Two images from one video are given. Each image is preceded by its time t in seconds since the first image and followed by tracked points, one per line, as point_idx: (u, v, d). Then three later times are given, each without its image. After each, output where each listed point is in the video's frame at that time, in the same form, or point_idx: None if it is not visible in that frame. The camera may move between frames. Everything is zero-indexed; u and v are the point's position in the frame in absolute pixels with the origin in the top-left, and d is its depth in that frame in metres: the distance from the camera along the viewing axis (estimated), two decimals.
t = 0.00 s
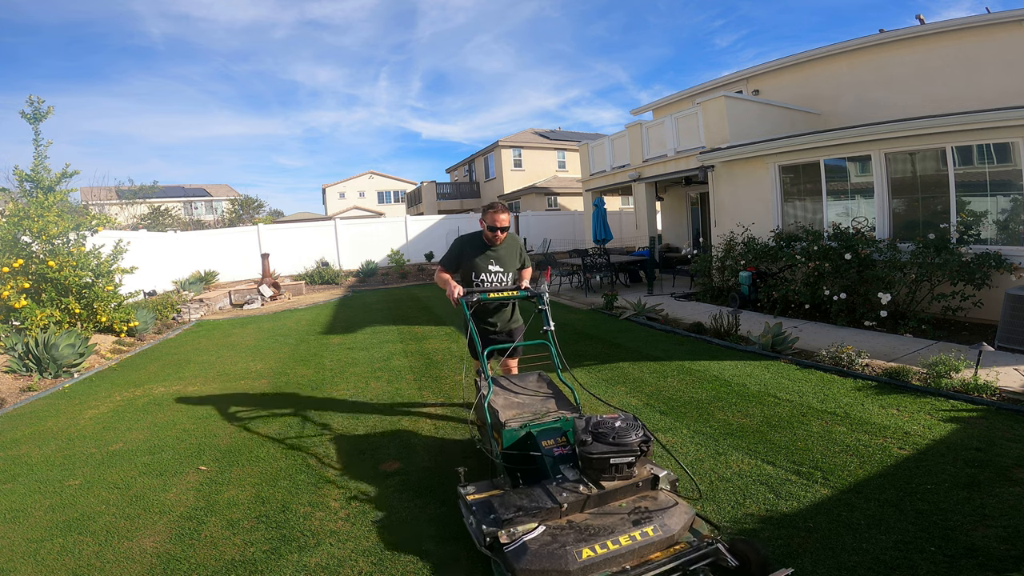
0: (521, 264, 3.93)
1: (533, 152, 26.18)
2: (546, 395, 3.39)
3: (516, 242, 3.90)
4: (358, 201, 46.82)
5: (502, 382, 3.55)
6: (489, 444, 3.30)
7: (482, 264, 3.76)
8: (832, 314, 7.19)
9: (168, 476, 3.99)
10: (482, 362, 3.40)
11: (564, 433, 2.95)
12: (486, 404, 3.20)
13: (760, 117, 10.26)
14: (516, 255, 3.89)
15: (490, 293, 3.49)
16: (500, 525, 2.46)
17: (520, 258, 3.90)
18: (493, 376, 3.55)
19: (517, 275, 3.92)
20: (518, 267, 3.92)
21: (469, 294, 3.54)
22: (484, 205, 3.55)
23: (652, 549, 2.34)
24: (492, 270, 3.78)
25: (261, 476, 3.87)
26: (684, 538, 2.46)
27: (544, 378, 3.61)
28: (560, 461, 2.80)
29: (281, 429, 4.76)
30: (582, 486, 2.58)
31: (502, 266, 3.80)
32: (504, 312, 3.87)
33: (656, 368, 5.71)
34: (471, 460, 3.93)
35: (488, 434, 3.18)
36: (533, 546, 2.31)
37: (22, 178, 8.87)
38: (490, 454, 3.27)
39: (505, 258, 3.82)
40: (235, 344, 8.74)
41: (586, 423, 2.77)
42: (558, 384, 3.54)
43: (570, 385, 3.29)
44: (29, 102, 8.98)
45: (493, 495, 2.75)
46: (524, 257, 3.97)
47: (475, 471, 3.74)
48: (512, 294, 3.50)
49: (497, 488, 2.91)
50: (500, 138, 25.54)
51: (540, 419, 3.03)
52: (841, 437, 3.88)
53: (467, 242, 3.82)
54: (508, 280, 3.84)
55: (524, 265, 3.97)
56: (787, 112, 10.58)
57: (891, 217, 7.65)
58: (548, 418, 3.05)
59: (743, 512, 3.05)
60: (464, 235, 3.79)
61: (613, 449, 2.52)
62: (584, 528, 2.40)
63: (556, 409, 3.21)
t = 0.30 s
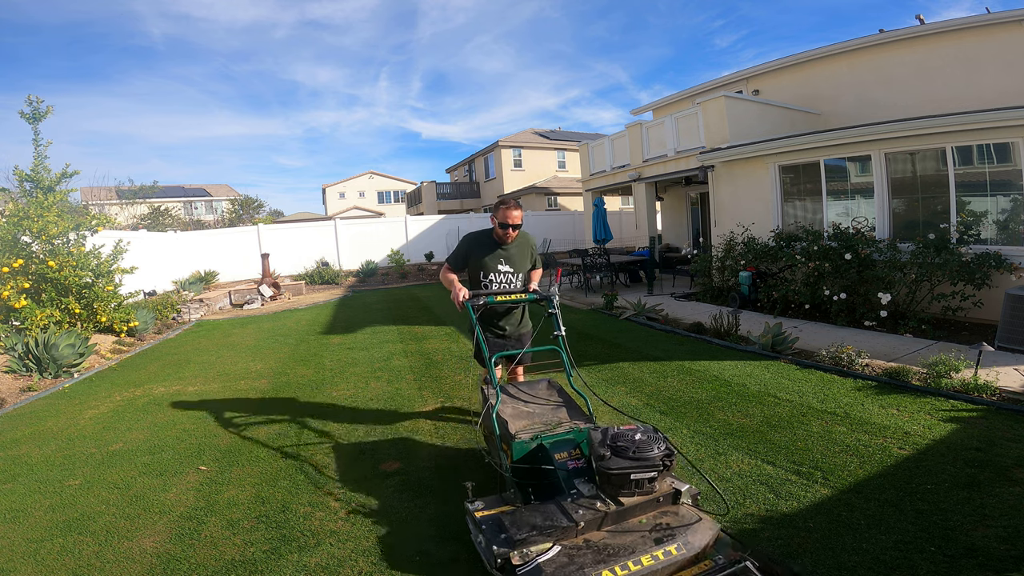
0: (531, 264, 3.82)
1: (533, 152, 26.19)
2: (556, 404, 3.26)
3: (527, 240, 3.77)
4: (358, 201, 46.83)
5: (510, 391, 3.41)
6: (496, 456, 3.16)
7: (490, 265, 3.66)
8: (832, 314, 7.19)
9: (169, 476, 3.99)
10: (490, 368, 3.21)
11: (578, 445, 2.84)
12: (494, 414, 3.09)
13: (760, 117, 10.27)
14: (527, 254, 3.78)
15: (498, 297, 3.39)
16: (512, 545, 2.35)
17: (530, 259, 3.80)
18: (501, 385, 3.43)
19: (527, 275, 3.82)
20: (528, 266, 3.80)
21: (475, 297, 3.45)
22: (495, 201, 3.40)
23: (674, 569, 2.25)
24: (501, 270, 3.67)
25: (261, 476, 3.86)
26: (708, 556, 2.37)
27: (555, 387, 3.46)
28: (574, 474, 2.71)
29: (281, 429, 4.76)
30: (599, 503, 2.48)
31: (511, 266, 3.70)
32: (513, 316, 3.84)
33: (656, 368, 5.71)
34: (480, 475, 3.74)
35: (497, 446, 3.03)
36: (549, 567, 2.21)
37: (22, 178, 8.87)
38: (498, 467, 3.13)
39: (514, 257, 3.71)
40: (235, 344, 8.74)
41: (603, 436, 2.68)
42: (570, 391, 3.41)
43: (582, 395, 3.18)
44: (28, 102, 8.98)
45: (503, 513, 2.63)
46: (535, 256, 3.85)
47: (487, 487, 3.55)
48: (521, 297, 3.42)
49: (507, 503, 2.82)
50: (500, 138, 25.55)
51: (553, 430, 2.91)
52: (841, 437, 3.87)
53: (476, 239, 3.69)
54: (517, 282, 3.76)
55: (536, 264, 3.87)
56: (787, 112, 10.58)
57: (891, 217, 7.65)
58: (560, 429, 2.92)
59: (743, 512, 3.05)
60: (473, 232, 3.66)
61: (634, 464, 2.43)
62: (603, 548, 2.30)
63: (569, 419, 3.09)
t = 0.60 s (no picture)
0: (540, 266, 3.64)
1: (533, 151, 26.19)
2: (570, 414, 3.13)
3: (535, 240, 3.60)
4: (358, 201, 46.84)
5: (520, 400, 3.25)
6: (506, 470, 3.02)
7: (497, 266, 3.47)
8: (832, 314, 7.19)
9: (168, 476, 3.99)
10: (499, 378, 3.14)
11: (594, 459, 2.71)
12: (505, 427, 2.90)
13: (760, 117, 10.26)
14: (535, 255, 3.60)
15: (506, 299, 3.24)
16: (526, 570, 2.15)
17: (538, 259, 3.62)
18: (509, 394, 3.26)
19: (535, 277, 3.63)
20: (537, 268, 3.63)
21: (482, 301, 3.28)
22: (502, 197, 3.23)
23: None
24: (508, 271, 3.49)
25: (261, 477, 3.86)
26: None
27: (566, 396, 3.32)
28: (592, 490, 2.54)
29: (281, 429, 4.76)
30: (620, 521, 2.30)
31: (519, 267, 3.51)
32: (520, 319, 3.64)
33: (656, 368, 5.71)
34: (492, 492, 3.50)
35: (507, 460, 2.89)
36: None
37: (22, 178, 8.88)
38: (509, 482, 2.95)
39: (522, 258, 3.52)
40: (235, 344, 8.74)
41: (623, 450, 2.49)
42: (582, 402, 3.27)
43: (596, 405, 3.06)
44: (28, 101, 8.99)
45: (514, 532, 2.44)
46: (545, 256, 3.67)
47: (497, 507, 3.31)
48: (531, 300, 3.25)
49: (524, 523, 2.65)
50: (500, 138, 25.55)
51: (567, 443, 2.79)
52: (841, 437, 3.88)
53: (482, 239, 3.50)
54: (526, 284, 3.56)
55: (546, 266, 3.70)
56: (787, 112, 10.57)
57: (891, 217, 7.65)
58: (575, 442, 2.80)
59: (743, 513, 3.05)
60: (478, 232, 3.47)
61: (659, 482, 2.24)
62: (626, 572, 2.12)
63: (582, 430, 2.97)
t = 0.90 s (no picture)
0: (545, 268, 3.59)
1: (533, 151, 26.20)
2: (583, 425, 2.96)
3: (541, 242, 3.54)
4: (358, 201, 46.85)
5: (530, 411, 3.10)
6: (518, 486, 2.85)
7: (503, 267, 3.40)
8: (832, 314, 7.19)
9: (168, 475, 3.99)
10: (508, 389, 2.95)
11: (612, 475, 2.53)
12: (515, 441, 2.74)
13: (760, 117, 10.27)
14: (541, 257, 3.53)
15: (514, 305, 3.15)
16: None
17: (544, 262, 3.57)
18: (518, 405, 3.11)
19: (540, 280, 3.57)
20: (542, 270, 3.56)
21: (489, 305, 3.19)
22: (507, 196, 3.18)
23: None
24: (514, 273, 3.42)
25: (261, 477, 3.86)
26: None
27: (577, 406, 3.17)
28: (610, 508, 2.37)
29: (281, 429, 4.76)
30: (643, 542, 2.11)
31: (525, 269, 3.44)
32: (526, 324, 3.54)
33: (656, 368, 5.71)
34: (495, 499, 3.41)
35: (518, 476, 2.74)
36: None
37: (22, 178, 8.87)
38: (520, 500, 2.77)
39: (528, 259, 3.45)
40: (235, 344, 8.74)
41: (645, 466, 2.31)
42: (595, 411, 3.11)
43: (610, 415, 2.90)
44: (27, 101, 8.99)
45: (528, 556, 2.24)
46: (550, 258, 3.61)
47: (501, 518, 3.19)
48: (540, 305, 3.18)
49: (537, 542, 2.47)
50: (500, 138, 25.56)
51: (581, 458, 2.64)
52: (841, 437, 3.88)
53: (485, 241, 3.43)
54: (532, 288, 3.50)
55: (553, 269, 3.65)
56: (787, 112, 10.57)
57: (891, 217, 7.65)
58: (590, 456, 2.66)
59: (743, 513, 3.05)
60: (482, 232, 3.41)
61: (688, 501, 2.08)
62: None
63: (596, 442, 2.81)
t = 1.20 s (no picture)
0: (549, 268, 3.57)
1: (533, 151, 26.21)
2: (597, 435, 2.82)
3: (544, 241, 3.52)
4: (358, 201, 46.87)
5: (541, 420, 2.93)
6: (528, 501, 2.67)
7: (506, 269, 3.38)
8: (832, 314, 7.19)
9: (169, 475, 3.99)
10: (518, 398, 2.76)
11: (631, 488, 2.41)
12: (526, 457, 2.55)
13: (760, 117, 10.26)
14: (545, 257, 3.51)
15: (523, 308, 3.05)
16: None
17: (548, 262, 3.55)
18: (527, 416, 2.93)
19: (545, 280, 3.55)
20: (546, 270, 3.55)
21: (497, 309, 3.13)
22: (506, 196, 3.17)
23: None
24: (518, 274, 3.41)
25: (261, 477, 3.87)
26: None
27: (590, 414, 3.01)
28: (630, 525, 2.25)
29: (281, 429, 4.76)
30: (667, 562, 1.98)
31: (529, 269, 3.43)
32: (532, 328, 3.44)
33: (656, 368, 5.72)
34: (493, 497, 3.44)
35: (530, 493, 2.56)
36: None
37: (22, 178, 8.87)
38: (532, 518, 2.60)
39: (532, 259, 3.43)
40: (235, 344, 8.74)
41: (667, 481, 2.17)
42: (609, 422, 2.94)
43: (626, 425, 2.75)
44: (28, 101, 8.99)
45: None
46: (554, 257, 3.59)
47: (502, 519, 3.18)
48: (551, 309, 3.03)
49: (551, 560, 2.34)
50: (500, 138, 25.58)
51: (597, 471, 2.50)
52: (841, 437, 3.88)
53: (486, 241, 3.42)
54: (537, 289, 3.48)
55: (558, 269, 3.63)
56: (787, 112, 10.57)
57: (891, 217, 7.66)
58: (607, 469, 2.52)
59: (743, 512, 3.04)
60: (482, 233, 3.40)
61: (717, 519, 1.94)
62: None
63: (612, 454, 2.67)
